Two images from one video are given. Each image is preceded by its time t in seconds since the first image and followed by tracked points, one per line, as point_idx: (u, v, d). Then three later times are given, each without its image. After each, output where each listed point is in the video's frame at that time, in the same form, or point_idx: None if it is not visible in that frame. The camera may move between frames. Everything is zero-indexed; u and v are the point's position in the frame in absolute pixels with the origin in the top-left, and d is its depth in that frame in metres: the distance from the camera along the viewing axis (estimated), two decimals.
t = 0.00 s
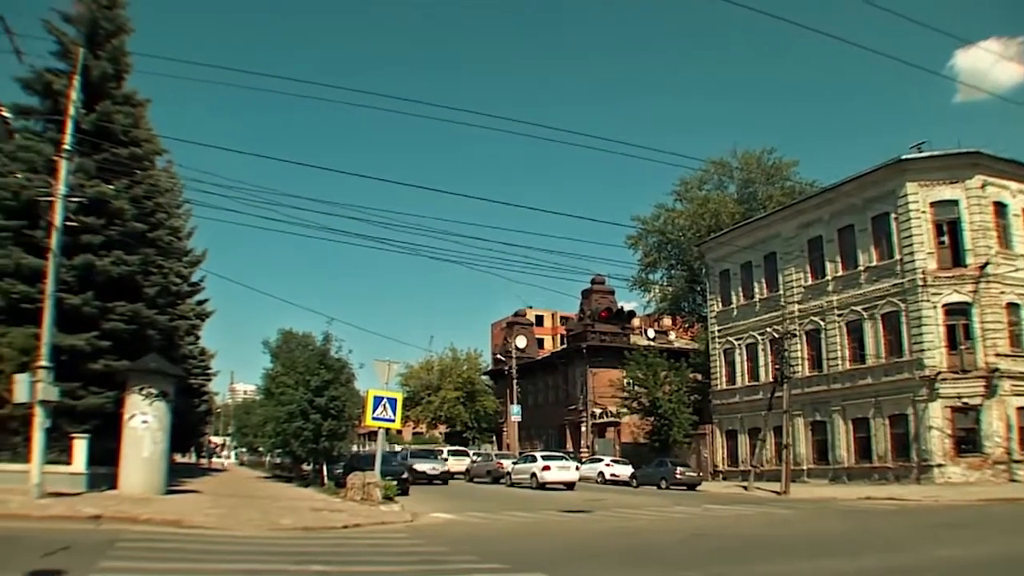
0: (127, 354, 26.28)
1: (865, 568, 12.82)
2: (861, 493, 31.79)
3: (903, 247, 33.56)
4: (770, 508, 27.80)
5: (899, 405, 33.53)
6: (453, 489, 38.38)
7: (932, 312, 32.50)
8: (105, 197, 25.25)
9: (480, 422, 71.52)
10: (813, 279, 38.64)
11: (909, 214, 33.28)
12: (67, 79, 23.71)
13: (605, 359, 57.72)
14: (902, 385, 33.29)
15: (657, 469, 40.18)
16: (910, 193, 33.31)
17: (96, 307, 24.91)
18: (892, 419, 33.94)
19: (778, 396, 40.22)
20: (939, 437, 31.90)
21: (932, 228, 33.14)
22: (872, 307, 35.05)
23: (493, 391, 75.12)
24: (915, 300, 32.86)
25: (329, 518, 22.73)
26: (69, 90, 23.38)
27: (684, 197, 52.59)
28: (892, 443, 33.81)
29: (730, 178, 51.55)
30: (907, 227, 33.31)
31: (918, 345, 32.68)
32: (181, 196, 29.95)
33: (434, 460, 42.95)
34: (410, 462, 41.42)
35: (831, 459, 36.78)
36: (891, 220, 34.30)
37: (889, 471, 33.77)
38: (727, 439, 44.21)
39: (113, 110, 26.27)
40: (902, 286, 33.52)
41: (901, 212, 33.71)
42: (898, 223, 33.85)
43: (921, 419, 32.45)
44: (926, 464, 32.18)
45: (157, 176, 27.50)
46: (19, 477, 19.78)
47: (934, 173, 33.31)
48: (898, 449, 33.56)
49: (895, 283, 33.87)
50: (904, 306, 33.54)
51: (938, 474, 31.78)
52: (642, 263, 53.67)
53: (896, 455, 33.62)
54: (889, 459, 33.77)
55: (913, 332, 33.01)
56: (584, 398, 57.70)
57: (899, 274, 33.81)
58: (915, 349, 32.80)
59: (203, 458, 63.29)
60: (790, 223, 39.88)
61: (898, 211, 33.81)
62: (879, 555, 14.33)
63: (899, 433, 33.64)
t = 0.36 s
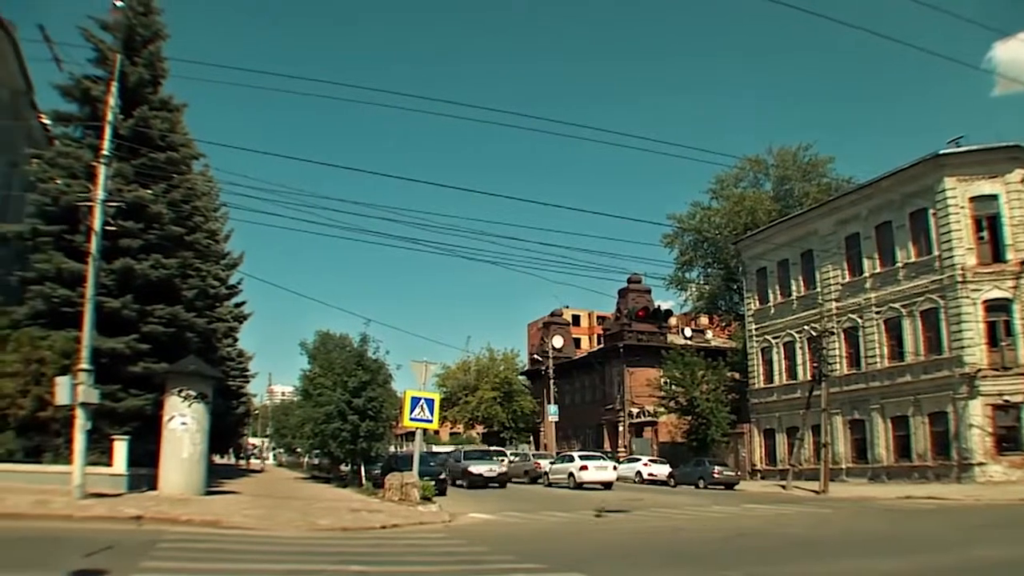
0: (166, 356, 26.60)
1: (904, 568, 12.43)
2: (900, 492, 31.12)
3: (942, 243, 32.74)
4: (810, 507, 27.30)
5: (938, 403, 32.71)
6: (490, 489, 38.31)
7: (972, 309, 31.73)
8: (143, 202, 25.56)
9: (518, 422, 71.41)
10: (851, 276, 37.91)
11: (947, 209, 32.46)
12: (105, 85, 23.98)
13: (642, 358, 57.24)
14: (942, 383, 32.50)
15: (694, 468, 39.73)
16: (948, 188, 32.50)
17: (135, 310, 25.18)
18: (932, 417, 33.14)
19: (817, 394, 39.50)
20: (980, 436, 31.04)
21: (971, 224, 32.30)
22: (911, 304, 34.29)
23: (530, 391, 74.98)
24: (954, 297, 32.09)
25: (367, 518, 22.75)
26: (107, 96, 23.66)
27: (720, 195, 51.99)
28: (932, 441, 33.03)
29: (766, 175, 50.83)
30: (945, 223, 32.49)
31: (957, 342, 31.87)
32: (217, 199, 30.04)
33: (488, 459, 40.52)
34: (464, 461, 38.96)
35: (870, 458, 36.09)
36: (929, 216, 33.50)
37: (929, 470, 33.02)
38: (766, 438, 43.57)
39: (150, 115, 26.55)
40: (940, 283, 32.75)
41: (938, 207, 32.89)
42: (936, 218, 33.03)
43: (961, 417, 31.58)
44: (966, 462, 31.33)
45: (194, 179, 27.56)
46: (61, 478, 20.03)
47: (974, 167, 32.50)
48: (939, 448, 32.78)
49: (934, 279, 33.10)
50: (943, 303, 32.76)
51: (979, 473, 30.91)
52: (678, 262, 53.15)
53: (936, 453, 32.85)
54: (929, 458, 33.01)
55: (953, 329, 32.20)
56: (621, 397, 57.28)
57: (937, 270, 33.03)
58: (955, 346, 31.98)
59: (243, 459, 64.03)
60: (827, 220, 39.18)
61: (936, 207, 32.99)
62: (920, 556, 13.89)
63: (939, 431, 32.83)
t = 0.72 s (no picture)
0: (202, 358, 26.81)
1: (944, 569, 12.04)
2: (937, 492, 30.40)
3: (979, 239, 31.95)
4: (849, 507, 26.74)
5: (976, 402, 31.86)
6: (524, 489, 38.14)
7: (1011, 305, 30.86)
8: (178, 206, 25.79)
9: (552, 422, 71.12)
10: (886, 273, 37.14)
11: (983, 206, 31.69)
12: (140, 91, 24.20)
13: (677, 358, 56.55)
14: (980, 381, 31.66)
15: (730, 468, 39.23)
16: (984, 184, 31.71)
17: (171, 313, 25.41)
18: (970, 415, 32.29)
19: (853, 393, 38.76)
20: (1020, 434, 30.09)
21: (1009, 219, 31.43)
22: (947, 302, 33.50)
23: (564, 391, 74.69)
24: (992, 293, 31.27)
25: (402, 519, 22.68)
26: (142, 101, 23.89)
27: (754, 193, 51.35)
28: (970, 440, 32.20)
29: (800, 173, 50.08)
30: (982, 219, 31.71)
31: (996, 339, 31.03)
32: (253, 202, 30.30)
33: (542, 462, 37.45)
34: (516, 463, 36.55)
35: (907, 457, 35.33)
36: (965, 212, 32.73)
37: (967, 469, 32.18)
38: (801, 437, 42.86)
39: (184, 120, 26.82)
40: (977, 279, 31.95)
41: (975, 203, 32.09)
42: (973, 215, 32.25)
43: (1000, 415, 30.70)
44: (1005, 462, 30.44)
45: (229, 183, 27.77)
46: (100, 480, 20.25)
47: (1011, 162, 31.62)
48: (977, 446, 31.92)
49: (971, 276, 32.30)
50: (980, 300, 31.95)
51: (1019, 473, 30.02)
52: (712, 261, 52.56)
53: (974, 452, 32.03)
54: (967, 457, 32.20)
55: (990, 325, 31.37)
56: (656, 397, 56.74)
57: (974, 266, 32.23)
58: (993, 343, 31.14)
59: (280, 460, 64.52)
60: (862, 217, 38.43)
61: (972, 203, 32.22)
62: (960, 556, 13.46)
63: (977, 430, 31.97)
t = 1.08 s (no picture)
0: (239, 361, 27.02)
1: (987, 569, 11.64)
2: (976, 491, 29.63)
3: (1018, 234, 31.08)
4: (888, 506, 26.16)
5: (1016, 400, 30.98)
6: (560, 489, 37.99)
7: None
8: (214, 209, 25.99)
9: (588, 423, 70.79)
10: (923, 270, 36.30)
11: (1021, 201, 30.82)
12: (174, 96, 24.43)
13: (713, 357, 55.89)
14: (1019, 379, 30.78)
15: (766, 467, 38.70)
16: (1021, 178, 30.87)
17: (208, 316, 25.63)
18: (1010, 413, 31.41)
19: (890, 391, 37.98)
20: None
21: None
22: (985, 298, 32.69)
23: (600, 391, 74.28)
24: None
25: (439, 519, 22.60)
26: (177, 106, 24.12)
27: (788, 191, 50.65)
28: (1010, 438, 31.30)
29: (834, 170, 49.26)
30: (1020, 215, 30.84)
31: None
32: (287, 205, 30.52)
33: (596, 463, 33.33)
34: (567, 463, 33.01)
35: (945, 456, 34.52)
36: (1004, 207, 31.89)
37: (1007, 468, 31.32)
38: (838, 436, 42.12)
39: (219, 124, 27.06)
40: (1016, 275, 31.12)
41: (1013, 198, 31.23)
42: (1012, 210, 31.40)
43: None
44: None
45: (263, 187, 27.97)
46: (138, 481, 20.46)
47: None
48: (1016, 445, 31.04)
49: (1010, 272, 31.47)
50: (1019, 297, 31.11)
51: None
52: (747, 260, 51.94)
53: (1014, 451, 31.13)
54: (1007, 456, 31.32)
55: None
56: (691, 397, 56.17)
57: (1013, 262, 31.40)
58: None
59: (316, 461, 64.99)
60: (897, 213, 37.63)
61: (1011, 198, 31.37)
62: (1005, 556, 13.03)
63: (1017, 428, 31.07)
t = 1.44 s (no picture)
0: (273, 363, 27.14)
1: None
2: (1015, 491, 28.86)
3: None
4: (924, 506, 25.58)
5: None
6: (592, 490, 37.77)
7: None
8: (247, 213, 26.14)
9: (621, 423, 70.44)
10: (958, 267, 35.52)
11: None
12: (206, 101, 24.62)
13: (748, 357, 55.20)
14: None
15: (800, 467, 38.11)
16: None
17: (241, 318, 25.78)
18: None
19: (926, 390, 37.21)
20: None
21: None
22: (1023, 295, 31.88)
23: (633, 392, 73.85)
24: None
25: (473, 520, 22.49)
26: (209, 111, 24.29)
27: (821, 188, 49.92)
28: None
29: (867, 167, 48.42)
30: None
31: None
32: (319, 208, 30.66)
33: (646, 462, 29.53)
34: (616, 463, 29.57)
35: (981, 455, 33.68)
36: None
37: None
38: (873, 436, 41.37)
39: (251, 128, 27.20)
40: None
41: None
42: None
43: None
44: None
45: (296, 190, 28.10)
46: (173, 483, 20.64)
47: None
48: None
49: None
50: None
51: None
52: (780, 258, 51.27)
53: None
54: None
55: None
56: (725, 396, 55.57)
57: None
58: None
59: (349, 463, 65.35)
60: (931, 210, 36.84)
61: None
62: None
63: None
